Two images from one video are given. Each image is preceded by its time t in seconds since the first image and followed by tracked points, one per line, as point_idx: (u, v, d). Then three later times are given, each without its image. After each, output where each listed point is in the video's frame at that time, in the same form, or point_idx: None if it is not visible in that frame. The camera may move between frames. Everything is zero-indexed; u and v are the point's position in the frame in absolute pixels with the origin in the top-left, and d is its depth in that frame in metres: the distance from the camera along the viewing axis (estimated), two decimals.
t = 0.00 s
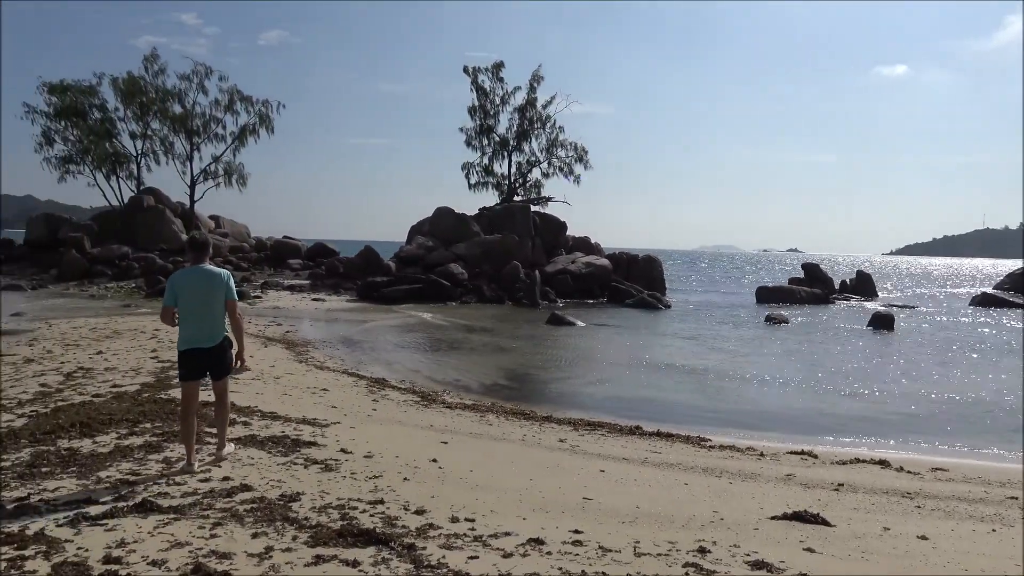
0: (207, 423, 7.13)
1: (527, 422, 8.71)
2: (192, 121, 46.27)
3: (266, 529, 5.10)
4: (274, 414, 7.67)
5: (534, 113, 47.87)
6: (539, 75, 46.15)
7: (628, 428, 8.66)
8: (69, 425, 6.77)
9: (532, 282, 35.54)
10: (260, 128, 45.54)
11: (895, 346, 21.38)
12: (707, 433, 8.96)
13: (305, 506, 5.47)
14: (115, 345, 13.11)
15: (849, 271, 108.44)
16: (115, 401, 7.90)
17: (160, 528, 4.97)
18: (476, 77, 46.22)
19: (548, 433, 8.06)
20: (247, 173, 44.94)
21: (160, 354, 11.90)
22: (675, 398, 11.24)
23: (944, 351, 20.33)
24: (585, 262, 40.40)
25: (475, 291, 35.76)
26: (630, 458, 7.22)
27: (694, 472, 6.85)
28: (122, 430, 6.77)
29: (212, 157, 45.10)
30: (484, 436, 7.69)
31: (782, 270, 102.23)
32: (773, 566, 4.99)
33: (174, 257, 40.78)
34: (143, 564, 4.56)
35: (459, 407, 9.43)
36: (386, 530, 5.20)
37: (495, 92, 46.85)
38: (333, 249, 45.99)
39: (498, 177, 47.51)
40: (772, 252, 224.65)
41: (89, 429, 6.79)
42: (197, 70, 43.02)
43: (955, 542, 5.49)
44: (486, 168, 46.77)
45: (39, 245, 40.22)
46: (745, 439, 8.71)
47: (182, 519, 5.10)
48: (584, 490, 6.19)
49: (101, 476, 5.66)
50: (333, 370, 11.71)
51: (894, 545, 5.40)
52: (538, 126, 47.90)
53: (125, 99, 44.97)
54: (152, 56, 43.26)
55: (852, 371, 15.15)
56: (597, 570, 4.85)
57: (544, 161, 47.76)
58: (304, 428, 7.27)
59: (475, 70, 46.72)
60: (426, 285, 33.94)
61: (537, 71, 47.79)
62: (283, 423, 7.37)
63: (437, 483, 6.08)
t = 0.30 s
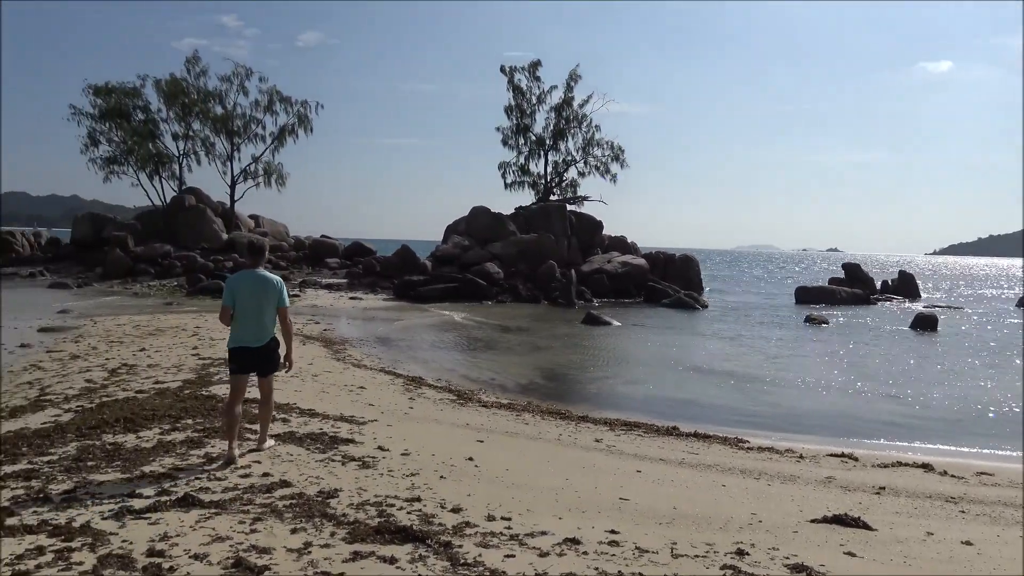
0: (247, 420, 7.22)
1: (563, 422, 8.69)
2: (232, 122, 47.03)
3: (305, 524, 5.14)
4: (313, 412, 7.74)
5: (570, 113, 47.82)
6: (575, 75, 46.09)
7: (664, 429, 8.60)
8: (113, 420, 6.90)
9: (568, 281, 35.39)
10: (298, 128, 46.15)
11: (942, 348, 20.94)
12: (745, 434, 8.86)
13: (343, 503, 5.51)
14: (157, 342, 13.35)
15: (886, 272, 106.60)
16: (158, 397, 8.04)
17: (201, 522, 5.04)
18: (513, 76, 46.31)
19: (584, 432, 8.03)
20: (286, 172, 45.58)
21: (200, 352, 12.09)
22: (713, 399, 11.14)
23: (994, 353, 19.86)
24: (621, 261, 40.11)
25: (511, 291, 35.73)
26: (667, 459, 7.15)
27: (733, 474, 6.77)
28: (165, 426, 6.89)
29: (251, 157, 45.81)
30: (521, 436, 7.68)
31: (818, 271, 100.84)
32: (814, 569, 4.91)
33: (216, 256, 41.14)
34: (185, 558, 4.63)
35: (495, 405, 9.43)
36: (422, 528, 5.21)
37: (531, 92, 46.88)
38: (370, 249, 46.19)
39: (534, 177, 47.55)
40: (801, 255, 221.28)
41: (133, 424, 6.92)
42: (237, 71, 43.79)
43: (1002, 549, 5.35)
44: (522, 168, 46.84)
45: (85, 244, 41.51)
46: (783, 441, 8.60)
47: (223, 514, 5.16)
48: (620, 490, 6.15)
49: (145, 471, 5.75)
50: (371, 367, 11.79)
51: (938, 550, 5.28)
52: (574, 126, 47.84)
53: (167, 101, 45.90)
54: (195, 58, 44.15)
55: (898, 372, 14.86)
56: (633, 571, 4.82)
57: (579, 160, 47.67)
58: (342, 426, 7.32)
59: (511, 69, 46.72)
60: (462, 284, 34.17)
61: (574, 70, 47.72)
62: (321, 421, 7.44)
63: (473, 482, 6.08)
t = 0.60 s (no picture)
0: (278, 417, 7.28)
1: (592, 421, 8.66)
2: (264, 121, 47.57)
3: (336, 521, 5.18)
4: (343, 409, 7.79)
5: (599, 111, 47.78)
6: (606, 73, 46.00)
7: (694, 428, 8.54)
8: (149, 417, 7.01)
9: (597, 281, 35.25)
10: (329, 128, 46.54)
11: (982, 348, 20.54)
12: (776, 434, 8.77)
13: (373, 500, 5.53)
14: (191, 340, 13.54)
15: (918, 271, 104.99)
16: (192, 394, 8.16)
17: (234, 518, 5.09)
18: (542, 75, 46.37)
19: (613, 431, 7.99)
20: (317, 172, 46.04)
21: (233, 349, 12.23)
22: (745, 398, 11.03)
23: None
24: (651, 261, 39.68)
25: (540, 290, 35.89)
26: (697, 459, 7.10)
27: (765, 475, 6.70)
28: (199, 423, 6.97)
29: (283, 156, 46.37)
30: (550, 434, 7.67)
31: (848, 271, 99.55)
32: (848, 571, 4.84)
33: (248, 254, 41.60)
34: (219, 553, 4.69)
35: (524, 404, 9.41)
36: (452, 526, 5.22)
37: (560, 90, 46.89)
38: (398, 247, 46.39)
39: (563, 176, 47.55)
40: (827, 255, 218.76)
41: (167, 420, 7.02)
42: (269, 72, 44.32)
43: None
44: (551, 167, 46.86)
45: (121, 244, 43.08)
46: (816, 441, 8.51)
47: (255, 510, 5.21)
48: (650, 489, 6.11)
49: (180, 466, 5.82)
50: (400, 365, 11.83)
51: (975, 554, 5.18)
52: (604, 124, 47.80)
53: (201, 101, 46.57)
54: (227, 58, 44.78)
55: (937, 373, 14.62)
56: (665, 571, 4.78)
57: (609, 158, 47.55)
58: (372, 424, 7.36)
59: (541, 68, 46.76)
60: (492, 283, 34.27)
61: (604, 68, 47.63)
62: (352, 418, 7.49)
63: (504, 480, 6.08)
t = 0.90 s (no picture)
0: (311, 412, 7.34)
1: (622, 417, 8.62)
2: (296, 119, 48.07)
3: (368, 515, 5.21)
4: (375, 404, 7.84)
5: (631, 106, 47.66)
6: (637, 68, 45.87)
7: (726, 425, 8.47)
8: (185, 411, 7.11)
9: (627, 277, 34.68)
10: (360, 125, 46.94)
11: None
12: (810, 432, 8.67)
13: (405, 495, 5.55)
14: (225, 335, 13.71)
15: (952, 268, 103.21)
16: (226, 388, 8.26)
17: (269, 511, 5.14)
18: (572, 70, 46.35)
19: (644, 428, 7.95)
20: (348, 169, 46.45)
21: (266, 345, 12.36)
22: (778, 395, 10.94)
23: None
24: (683, 256, 39.10)
25: (570, 286, 35.43)
26: (730, 456, 7.04)
27: (798, 473, 6.62)
28: (233, 417, 7.05)
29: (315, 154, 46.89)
30: (581, 430, 7.65)
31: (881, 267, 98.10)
32: (883, 572, 4.76)
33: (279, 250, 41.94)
34: (254, 545, 4.74)
35: (554, 399, 9.39)
36: (483, 521, 5.23)
37: (591, 86, 46.88)
38: (429, 244, 46.28)
39: (593, 171, 47.54)
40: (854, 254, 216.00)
41: (202, 414, 7.11)
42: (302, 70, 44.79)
43: None
44: (581, 162, 46.87)
45: (157, 240, 43.68)
46: (850, 439, 8.41)
47: (289, 504, 5.25)
48: (682, 487, 6.06)
49: (215, 460, 5.89)
50: (431, 361, 11.89)
51: (1016, 555, 5.07)
52: (635, 119, 47.69)
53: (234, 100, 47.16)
54: (260, 57, 45.31)
55: (979, 370, 14.33)
56: (697, 569, 4.74)
57: (640, 154, 47.42)
58: (403, 419, 7.40)
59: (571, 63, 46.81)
60: (522, 279, 34.27)
61: (635, 63, 47.47)
62: (384, 413, 7.53)
63: (535, 476, 6.07)
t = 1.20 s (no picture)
0: (339, 405, 7.39)
1: (650, 413, 8.58)
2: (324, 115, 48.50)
3: (396, 509, 5.23)
4: (402, 398, 7.88)
5: (658, 101, 47.46)
6: (665, 62, 45.66)
7: (754, 423, 8.40)
8: (215, 403, 7.21)
9: (654, 272, 34.54)
10: (388, 120, 47.25)
11: None
12: (838, 431, 8.57)
13: (432, 489, 5.57)
14: (254, 328, 13.87)
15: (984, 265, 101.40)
16: (256, 381, 8.36)
17: (298, 503, 5.19)
18: (600, 65, 46.23)
19: (672, 424, 7.90)
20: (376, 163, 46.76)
21: (294, 338, 12.48)
22: (806, 392, 10.84)
23: None
24: (710, 252, 38.88)
25: (597, 281, 35.36)
26: (758, 454, 6.97)
27: (827, 471, 6.54)
28: (262, 409, 7.12)
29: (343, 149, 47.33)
30: (608, 426, 7.62)
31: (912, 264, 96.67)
32: (916, 572, 4.69)
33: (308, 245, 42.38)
34: (284, 537, 4.79)
35: (581, 395, 9.37)
36: (510, 516, 5.23)
37: (618, 81, 46.74)
38: (455, 239, 46.62)
39: (621, 166, 47.44)
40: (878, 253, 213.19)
41: (233, 406, 7.20)
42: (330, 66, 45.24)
43: None
44: (608, 158, 46.79)
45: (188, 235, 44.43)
46: (880, 438, 8.32)
47: (318, 496, 5.30)
48: (709, 484, 6.02)
49: (244, 452, 5.96)
50: (458, 355, 11.94)
51: None
52: (663, 114, 47.49)
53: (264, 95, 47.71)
54: (289, 53, 45.83)
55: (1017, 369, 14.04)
56: (726, 567, 4.70)
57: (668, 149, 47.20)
58: (430, 413, 7.42)
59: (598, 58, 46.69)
60: (549, 274, 34.28)
61: (663, 58, 47.25)
62: (411, 407, 7.57)
63: (561, 472, 6.06)
